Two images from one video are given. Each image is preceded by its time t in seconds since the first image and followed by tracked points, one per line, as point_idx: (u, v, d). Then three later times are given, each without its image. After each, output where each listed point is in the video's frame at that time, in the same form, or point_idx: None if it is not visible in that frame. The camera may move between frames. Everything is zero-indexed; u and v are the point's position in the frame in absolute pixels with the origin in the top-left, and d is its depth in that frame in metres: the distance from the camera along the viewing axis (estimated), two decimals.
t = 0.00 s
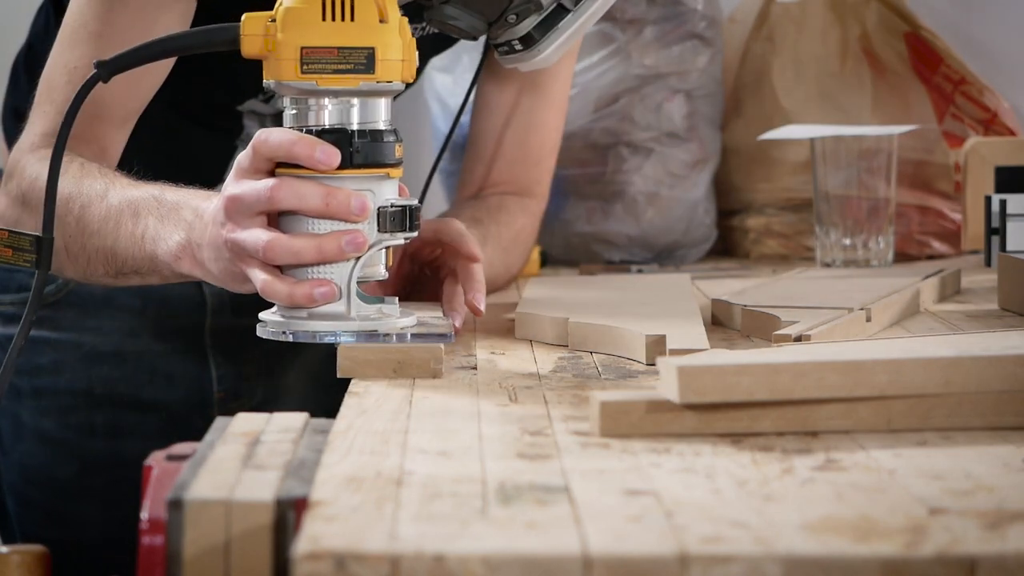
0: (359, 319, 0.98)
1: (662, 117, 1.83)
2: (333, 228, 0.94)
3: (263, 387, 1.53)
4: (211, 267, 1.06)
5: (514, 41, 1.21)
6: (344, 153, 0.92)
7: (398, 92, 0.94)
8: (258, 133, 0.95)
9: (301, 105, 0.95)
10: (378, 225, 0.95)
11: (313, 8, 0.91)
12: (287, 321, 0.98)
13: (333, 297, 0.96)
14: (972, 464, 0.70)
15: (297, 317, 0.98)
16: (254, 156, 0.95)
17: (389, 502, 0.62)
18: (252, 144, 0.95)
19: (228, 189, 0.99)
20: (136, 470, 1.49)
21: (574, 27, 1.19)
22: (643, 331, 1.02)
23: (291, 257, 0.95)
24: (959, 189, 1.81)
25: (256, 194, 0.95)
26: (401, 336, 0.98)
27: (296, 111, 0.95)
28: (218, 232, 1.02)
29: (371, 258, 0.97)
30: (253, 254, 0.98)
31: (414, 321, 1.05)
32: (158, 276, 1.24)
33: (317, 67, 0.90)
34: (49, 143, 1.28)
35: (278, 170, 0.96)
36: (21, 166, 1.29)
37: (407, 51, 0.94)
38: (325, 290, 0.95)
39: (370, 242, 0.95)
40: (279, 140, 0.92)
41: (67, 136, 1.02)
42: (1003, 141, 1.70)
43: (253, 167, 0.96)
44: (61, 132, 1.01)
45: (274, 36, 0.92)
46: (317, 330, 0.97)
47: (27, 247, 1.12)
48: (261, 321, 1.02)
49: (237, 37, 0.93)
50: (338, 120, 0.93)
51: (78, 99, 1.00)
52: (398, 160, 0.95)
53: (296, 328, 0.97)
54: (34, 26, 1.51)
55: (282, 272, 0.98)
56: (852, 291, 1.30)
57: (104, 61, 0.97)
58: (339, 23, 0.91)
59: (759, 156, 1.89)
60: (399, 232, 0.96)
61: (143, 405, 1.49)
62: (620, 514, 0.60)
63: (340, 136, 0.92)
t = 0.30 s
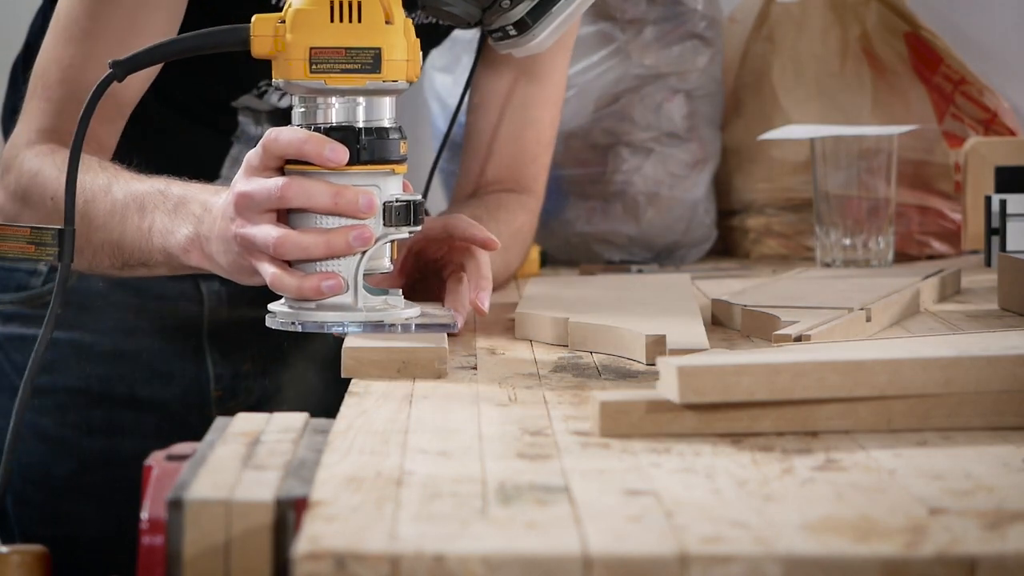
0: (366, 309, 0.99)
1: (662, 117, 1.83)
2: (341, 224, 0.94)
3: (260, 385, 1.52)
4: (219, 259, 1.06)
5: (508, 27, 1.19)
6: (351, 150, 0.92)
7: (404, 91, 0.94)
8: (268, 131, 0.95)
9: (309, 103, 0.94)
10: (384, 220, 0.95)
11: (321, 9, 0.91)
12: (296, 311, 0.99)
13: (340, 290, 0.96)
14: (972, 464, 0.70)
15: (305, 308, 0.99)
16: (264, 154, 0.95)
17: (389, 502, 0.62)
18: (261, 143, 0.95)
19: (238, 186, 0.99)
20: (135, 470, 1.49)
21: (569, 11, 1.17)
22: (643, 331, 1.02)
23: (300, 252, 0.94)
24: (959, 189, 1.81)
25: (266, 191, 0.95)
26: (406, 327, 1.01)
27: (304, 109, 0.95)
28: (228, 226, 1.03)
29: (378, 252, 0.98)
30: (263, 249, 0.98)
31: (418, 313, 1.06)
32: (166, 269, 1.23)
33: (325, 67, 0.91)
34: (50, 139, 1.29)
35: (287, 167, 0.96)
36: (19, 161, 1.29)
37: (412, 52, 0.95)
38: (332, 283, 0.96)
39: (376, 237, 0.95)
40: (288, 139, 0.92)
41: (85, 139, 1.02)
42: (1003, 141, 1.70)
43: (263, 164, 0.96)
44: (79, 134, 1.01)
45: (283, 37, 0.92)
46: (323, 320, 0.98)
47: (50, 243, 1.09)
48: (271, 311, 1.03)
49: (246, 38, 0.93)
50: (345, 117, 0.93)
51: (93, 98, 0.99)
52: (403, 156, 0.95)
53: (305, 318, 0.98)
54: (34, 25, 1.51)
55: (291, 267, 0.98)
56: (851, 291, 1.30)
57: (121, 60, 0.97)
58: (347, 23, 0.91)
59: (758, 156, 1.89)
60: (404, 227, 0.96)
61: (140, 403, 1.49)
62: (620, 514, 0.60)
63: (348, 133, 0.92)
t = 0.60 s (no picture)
0: (370, 302, 0.99)
1: (662, 116, 1.83)
2: (346, 220, 0.94)
3: (262, 383, 1.51)
4: (227, 255, 1.07)
5: None
6: (356, 147, 0.92)
7: (406, 91, 0.94)
8: (275, 130, 0.95)
9: (313, 102, 0.94)
10: (388, 215, 0.95)
11: (327, 10, 0.91)
12: (302, 305, 0.98)
13: (344, 284, 0.96)
14: (972, 464, 0.70)
15: (311, 301, 0.98)
16: (271, 153, 0.96)
17: (389, 502, 0.62)
18: (268, 142, 0.96)
19: (244, 184, 1.00)
20: (135, 469, 1.49)
21: None
22: (643, 331, 1.02)
23: (306, 249, 0.95)
24: (959, 189, 1.81)
25: (272, 190, 0.96)
26: (409, 320, 1.02)
27: (309, 108, 0.95)
28: (234, 224, 1.03)
29: (382, 246, 0.97)
30: (270, 246, 0.99)
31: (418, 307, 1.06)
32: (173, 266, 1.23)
33: (331, 66, 0.91)
34: (49, 141, 1.29)
35: (292, 164, 0.96)
36: (19, 162, 1.29)
37: (414, 52, 0.95)
38: (337, 277, 0.95)
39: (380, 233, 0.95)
40: (294, 138, 0.93)
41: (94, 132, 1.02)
42: (1004, 141, 1.70)
43: (269, 164, 0.97)
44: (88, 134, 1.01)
45: (289, 38, 0.92)
46: (328, 314, 0.97)
47: (63, 238, 1.08)
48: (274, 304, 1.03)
49: (253, 38, 0.93)
50: (348, 116, 0.93)
51: (102, 97, 0.99)
52: (406, 153, 0.95)
53: (311, 312, 0.97)
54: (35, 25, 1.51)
55: (297, 262, 0.99)
56: (851, 291, 1.30)
57: (130, 60, 0.97)
58: (351, 24, 0.91)
59: (758, 156, 1.89)
60: (407, 222, 0.96)
61: (140, 402, 1.49)
62: (621, 515, 0.60)
63: (352, 132, 0.92)
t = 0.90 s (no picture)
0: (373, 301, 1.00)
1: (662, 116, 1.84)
2: (351, 220, 0.95)
3: (261, 382, 1.51)
4: (229, 255, 1.07)
5: None
6: (361, 147, 0.92)
7: (410, 90, 0.94)
8: (280, 130, 0.95)
9: (318, 102, 0.94)
10: (392, 215, 0.94)
11: (332, 10, 0.91)
12: (308, 304, 0.99)
13: (349, 283, 0.97)
14: (972, 464, 0.70)
15: (316, 301, 0.98)
16: (275, 153, 0.96)
17: (389, 502, 0.62)
18: (273, 141, 0.96)
19: (248, 184, 0.99)
20: (135, 469, 1.49)
21: None
22: (643, 331, 1.02)
23: (312, 248, 0.95)
24: (960, 189, 1.81)
25: (277, 190, 0.95)
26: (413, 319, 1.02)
27: (314, 108, 0.95)
28: (238, 223, 1.03)
29: (387, 245, 0.98)
30: (275, 245, 0.98)
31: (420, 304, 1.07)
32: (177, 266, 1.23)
33: (335, 66, 0.91)
34: (52, 142, 1.30)
35: (297, 164, 0.96)
36: (24, 165, 1.30)
37: (418, 52, 0.95)
38: (342, 277, 0.96)
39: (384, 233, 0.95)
40: (299, 139, 0.93)
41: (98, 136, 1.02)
42: (1004, 141, 1.70)
43: (273, 163, 0.97)
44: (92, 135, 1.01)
45: (294, 38, 0.91)
46: (333, 313, 0.98)
47: (59, 235, 1.08)
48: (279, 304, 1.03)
49: (258, 39, 0.93)
50: (352, 116, 0.93)
51: (107, 97, 1.00)
52: (409, 152, 0.95)
53: (316, 311, 0.98)
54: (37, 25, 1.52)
55: (302, 261, 0.99)
56: (851, 291, 1.30)
57: (134, 60, 0.97)
58: (356, 24, 0.91)
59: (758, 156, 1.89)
60: (411, 222, 0.95)
61: (141, 401, 1.49)
62: (620, 514, 0.60)
63: (357, 132, 0.92)
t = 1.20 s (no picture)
0: (375, 300, 1.01)
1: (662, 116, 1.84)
2: (353, 219, 0.95)
3: (261, 383, 1.51)
4: (230, 252, 1.07)
5: None
6: (363, 147, 0.93)
7: (412, 90, 0.94)
8: (282, 129, 0.95)
9: (320, 101, 0.94)
10: (394, 215, 0.95)
11: (335, 10, 0.91)
12: (309, 303, 0.99)
13: (351, 282, 0.97)
14: (972, 464, 0.70)
15: (319, 299, 0.98)
16: (277, 153, 0.95)
17: (389, 502, 0.62)
18: (275, 140, 0.95)
19: (250, 184, 0.99)
20: (135, 469, 1.49)
21: None
22: (643, 331, 1.02)
23: (314, 248, 0.95)
24: (959, 189, 1.81)
25: (280, 190, 0.95)
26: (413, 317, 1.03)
27: (316, 108, 0.95)
28: (239, 222, 1.02)
29: (389, 244, 0.98)
30: (277, 244, 0.98)
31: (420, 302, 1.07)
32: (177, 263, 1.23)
33: (338, 67, 0.91)
34: (51, 141, 1.30)
35: (299, 164, 0.96)
36: (22, 162, 1.29)
37: (419, 52, 0.95)
38: (343, 275, 0.96)
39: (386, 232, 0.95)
40: (302, 139, 0.93)
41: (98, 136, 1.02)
42: (1004, 141, 1.70)
43: (276, 163, 0.96)
44: (93, 134, 1.02)
45: (296, 38, 0.91)
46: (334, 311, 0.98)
47: (55, 231, 1.08)
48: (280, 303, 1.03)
49: (260, 38, 0.93)
50: (354, 116, 0.93)
51: (108, 97, 1.00)
52: (411, 152, 0.95)
53: (318, 310, 0.98)
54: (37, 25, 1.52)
55: (304, 260, 0.99)
56: (851, 291, 1.30)
57: (136, 60, 0.97)
58: (359, 25, 0.91)
59: (758, 155, 1.89)
60: (412, 221, 0.96)
61: (141, 400, 1.49)
62: (621, 514, 0.60)
63: (359, 132, 0.92)
